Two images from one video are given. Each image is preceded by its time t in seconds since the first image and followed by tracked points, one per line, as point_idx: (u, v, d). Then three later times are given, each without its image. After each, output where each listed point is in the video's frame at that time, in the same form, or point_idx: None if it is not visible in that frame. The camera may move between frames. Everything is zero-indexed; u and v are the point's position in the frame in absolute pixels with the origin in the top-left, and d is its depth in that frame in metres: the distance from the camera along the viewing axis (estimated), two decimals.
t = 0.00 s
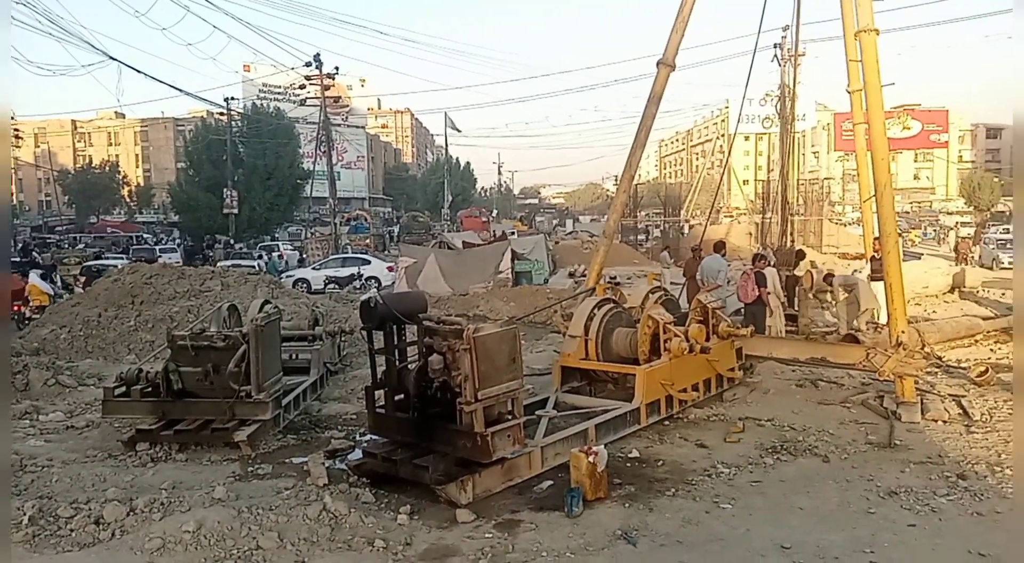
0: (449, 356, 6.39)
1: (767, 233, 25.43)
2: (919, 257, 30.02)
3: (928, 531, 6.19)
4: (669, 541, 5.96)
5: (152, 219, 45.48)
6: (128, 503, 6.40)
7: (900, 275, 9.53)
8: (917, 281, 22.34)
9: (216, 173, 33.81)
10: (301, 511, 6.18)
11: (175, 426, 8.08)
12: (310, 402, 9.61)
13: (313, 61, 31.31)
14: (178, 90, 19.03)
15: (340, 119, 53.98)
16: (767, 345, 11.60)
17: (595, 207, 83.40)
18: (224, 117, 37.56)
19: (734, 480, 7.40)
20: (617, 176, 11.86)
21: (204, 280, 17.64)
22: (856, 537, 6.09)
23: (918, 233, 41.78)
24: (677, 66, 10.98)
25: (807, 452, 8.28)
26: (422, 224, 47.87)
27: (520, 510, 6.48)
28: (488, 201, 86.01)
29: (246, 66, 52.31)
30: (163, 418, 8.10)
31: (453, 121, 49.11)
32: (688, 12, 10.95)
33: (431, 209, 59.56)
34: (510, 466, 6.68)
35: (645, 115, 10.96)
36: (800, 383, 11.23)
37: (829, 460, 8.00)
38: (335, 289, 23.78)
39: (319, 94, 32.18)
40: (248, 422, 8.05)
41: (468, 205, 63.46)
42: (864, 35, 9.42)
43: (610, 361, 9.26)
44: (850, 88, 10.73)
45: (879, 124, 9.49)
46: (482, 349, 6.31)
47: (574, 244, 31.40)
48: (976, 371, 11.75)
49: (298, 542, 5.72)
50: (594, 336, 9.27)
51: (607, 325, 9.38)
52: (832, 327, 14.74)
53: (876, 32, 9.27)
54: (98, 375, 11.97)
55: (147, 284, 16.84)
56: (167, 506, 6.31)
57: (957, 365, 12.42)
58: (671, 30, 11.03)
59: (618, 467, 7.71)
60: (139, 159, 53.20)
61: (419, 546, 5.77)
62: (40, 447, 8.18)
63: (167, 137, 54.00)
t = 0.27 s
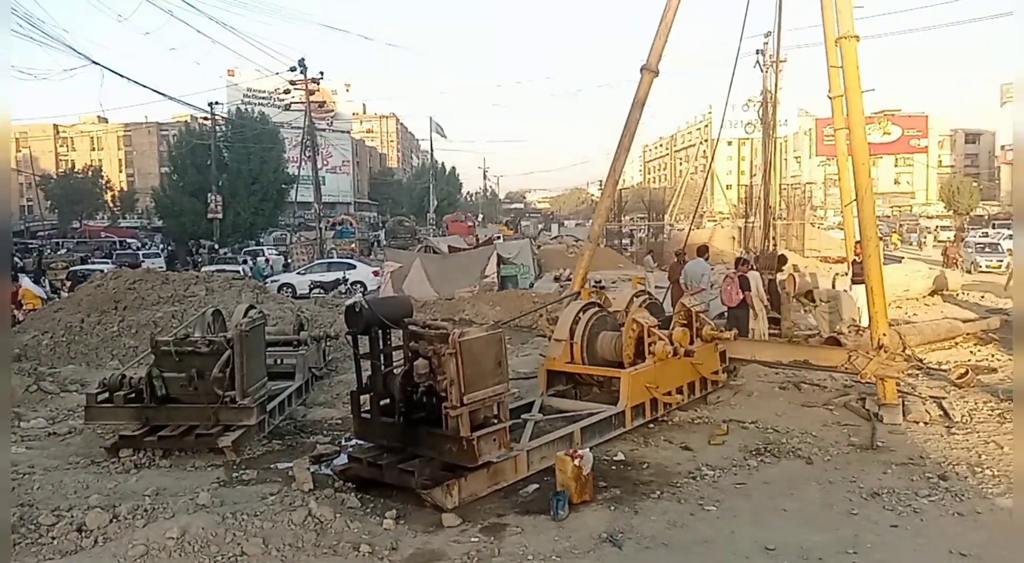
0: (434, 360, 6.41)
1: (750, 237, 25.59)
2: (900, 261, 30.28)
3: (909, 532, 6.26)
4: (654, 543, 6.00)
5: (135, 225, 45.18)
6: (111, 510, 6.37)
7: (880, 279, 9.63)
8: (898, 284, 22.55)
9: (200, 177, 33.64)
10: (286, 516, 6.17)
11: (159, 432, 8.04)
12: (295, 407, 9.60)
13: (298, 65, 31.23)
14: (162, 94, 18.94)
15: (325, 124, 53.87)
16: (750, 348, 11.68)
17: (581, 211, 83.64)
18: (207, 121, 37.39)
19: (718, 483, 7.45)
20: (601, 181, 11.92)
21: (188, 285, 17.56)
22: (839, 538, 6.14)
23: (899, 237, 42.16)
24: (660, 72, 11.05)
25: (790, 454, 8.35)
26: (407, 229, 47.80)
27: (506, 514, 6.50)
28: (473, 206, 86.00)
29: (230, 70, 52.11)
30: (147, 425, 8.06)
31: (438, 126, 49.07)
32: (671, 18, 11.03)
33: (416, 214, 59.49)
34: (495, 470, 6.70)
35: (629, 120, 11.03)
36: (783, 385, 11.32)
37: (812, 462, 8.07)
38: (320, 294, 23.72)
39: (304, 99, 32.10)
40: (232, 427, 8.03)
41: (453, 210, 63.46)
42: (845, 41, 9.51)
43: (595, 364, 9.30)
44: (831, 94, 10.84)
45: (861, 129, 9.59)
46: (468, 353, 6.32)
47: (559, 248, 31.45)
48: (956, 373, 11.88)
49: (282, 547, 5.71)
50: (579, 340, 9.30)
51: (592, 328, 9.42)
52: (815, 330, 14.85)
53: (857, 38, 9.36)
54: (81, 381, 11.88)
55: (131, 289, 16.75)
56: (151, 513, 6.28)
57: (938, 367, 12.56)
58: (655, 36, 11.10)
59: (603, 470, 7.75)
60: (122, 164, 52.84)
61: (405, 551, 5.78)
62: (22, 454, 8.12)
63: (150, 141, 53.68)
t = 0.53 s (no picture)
0: (414, 363, 6.35)
1: (729, 238, 25.69)
2: (877, 261, 30.51)
3: (888, 530, 6.28)
4: (636, 545, 5.97)
5: (110, 227, 44.63)
6: (83, 518, 6.24)
7: (858, 279, 9.68)
8: (876, 284, 22.73)
9: (175, 179, 33.30)
10: (262, 523, 6.08)
11: (133, 437, 7.91)
12: (272, 411, 9.48)
13: (275, 66, 30.98)
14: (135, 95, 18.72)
15: (302, 125, 53.52)
16: (729, 348, 11.70)
17: (560, 212, 83.72)
18: (182, 122, 37.01)
19: (699, 483, 7.44)
20: (581, 182, 11.90)
21: (163, 288, 17.35)
22: (819, 537, 6.15)
23: (875, 237, 42.55)
24: (639, 73, 11.06)
25: (770, 454, 8.36)
26: (387, 230, 47.56)
27: (486, 517, 6.45)
28: (453, 207, 85.80)
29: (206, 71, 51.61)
30: (120, 430, 7.93)
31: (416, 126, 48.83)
32: (650, 19, 11.04)
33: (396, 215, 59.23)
34: (475, 473, 6.67)
35: (607, 121, 11.02)
36: (762, 386, 11.36)
37: (791, 462, 8.08)
38: (298, 296, 23.53)
39: (281, 100, 31.86)
40: (208, 432, 7.91)
41: (433, 211, 63.31)
42: (822, 42, 9.55)
43: (575, 366, 9.26)
44: (809, 95, 10.89)
45: (838, 130, 9.64)
46: (448, 355, 6.26)
47: (539, 249, 31.44)
48: (933, 371, 11.97)
49: (259, 554, 5.62)
50: (560, 341, 9.27)
51: (572, 330, 9.39)
52: (793, 330, 14.92)
53: (834, 40, 9.41)
54: (53, 387, 11.68)
55: (104, 292, 16.52)
56: (124, 520, 6.16)
57: (915, 366, 12.65)
58: (634, 37, 11.10)
59: (584, 472, 7.71)
60: (96, 166, 52.18)
61: (384, 556, 5.71)
62: None
63: (124, 143, 53.07)
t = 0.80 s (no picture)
0: (395, 369, 6.35)
1: (709, 242, 25.88)
2: (855, 264, 30.84)
3: (866, 531, 6.35)
4: (617, 548, 6.00)
5: (88, 233, 44.23)
6: (61, 528, 6.19)
7: (836, 282, 9.79)
8: (854, 287, 22.96)
9: (154, 185, 33.03)
10: (243, 531, 6.06)
11: (111, 446, 7.86)
12: (253, 418, 9.44)
13: (254, 71, 30.84)
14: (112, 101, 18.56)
15: (282, 130, 53.27)
16: (710, 352, 11.77)
17: (542, 218, 83.88)
18: (161, 128, 36.75)
19: (680, 486, 7.49)
20: (561, 187, 11.96)
21: (142, 296, 17.22)
22: (798, 538, 6.21)
23: (853, 242, 42.97)
24: (619, 79, 11.13)
25: (750, 456, 8.43)
26: (368, 236, 47.42)
27: (468, 522, 6.46)
28: (434, 212, 85.71)
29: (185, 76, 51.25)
30: (99, 439, 7.87)
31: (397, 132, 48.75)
32: (629, 25, 11.12)
33: (377, 221, 59.06)
34: (458, 478, 6.68)
35: (588, 127, 11.09)
36: (743, 389, 11.44)
37: (771, 464, 8.16)
38: (278, 303, 23.42)
39: (261, 105, 31.71)
40: (188, 440, 7.88)
41: (414, 217, 63.22)
42: (799, 49, 9.68)
43: (557, 370, 9.28)
44: (785, 101, 11.01)
45: (815, 136, 9.76)
46: (429, 361, 6.26)
47: (520, 254, 31.48)
48: (909, 373, 12.12)
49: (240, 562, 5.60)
50: (541, 345, 9.29)
51: (554, 334, 9.41)
52: (772, 333, 15.05)
53: (810, 47, 9.53)
54: (28, 396, 11.54)
55: (82, 300, 16.37)
56: (103, 529, 6.12)
57: (892, 368, 12.80)
58: (613, 43, 11.18)
59: (566, 476, 7.74)
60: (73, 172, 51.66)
61: None
62: None
63: (102, 149, 52.60)
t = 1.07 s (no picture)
0: (371, 374, 6.31)
1: (684, 247, 26.05)
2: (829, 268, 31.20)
3: (838, 533, 6.41)
4: (593, 552, 6.01)
5: (59, 236, 43.62)
6: (28, 536, 6.09)
7: (809, 286, 9.88)
8: (826, 291, 23.23)
9: (126, 188, 32.67)
10: (216, 538, 6.00)
11: (81, 452, 7.75)
12: (226, 423, 9.36)
13: (229, 73, 30.62)
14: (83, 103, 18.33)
15: (258, 133, 52.92)
16: (685, 356, 11.84)
17: (519, 221, 83.99)
18: (134, 130, 36.36)
19: (655, 490, 7.52)
20: (538, 192, 11.98)
21: (114, 300, 17.02)
22: (771, 541, 6.25)
23: (826, 246, 43.46)
24: (595, 84, 11.18)
25: (724, 460, 8.48)
26: (345, 239, 47.21)
27: (444, 527, 6.44)
28: (411, 215, 85.47)
29: (158, 78, 50.76)
30: (68, 445, 7.75)
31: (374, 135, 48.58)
32: (605, 32, 11.19)
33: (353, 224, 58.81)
34: (434, 484, 6.66)
35: (564, 132, 11.13)
36: (717, 393, 11.52)
37: (745, 467, 8.22)
38: (253, 307, 23.25)
39: (236, 108, 31.47)
40: (159, 446, 7.79)
41: (391, 220, 63.05)
42: (772, 56, 9.78)
43: (533, 374, 9.29)
44: (759, 107, 11.12)
45: (788, 142, 9.86)
46: (405, 366, 6.23)
47: (497, 258, 31.49)
48: (881, 376, 12.27)
49: None
50: (518, 349, 9.29)
51: (530, 338, 9.41)
52: (747, 337, 15.17)
53: (783, 53, 9.63)
54: None
55: (52, 304, 16.14)
56: (72, 537, 6.03)
57: (864, 372, 12.95)
58: (589, 49, 11.24)
59: (542, 480, 7.74)
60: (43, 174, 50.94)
61: None
62: None
63: (73, 151, 51.92)
